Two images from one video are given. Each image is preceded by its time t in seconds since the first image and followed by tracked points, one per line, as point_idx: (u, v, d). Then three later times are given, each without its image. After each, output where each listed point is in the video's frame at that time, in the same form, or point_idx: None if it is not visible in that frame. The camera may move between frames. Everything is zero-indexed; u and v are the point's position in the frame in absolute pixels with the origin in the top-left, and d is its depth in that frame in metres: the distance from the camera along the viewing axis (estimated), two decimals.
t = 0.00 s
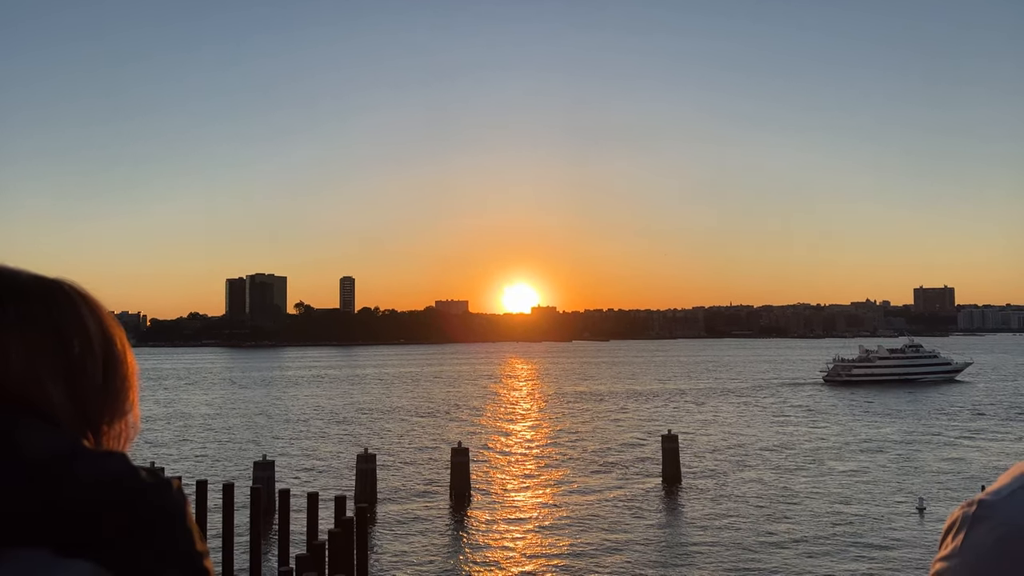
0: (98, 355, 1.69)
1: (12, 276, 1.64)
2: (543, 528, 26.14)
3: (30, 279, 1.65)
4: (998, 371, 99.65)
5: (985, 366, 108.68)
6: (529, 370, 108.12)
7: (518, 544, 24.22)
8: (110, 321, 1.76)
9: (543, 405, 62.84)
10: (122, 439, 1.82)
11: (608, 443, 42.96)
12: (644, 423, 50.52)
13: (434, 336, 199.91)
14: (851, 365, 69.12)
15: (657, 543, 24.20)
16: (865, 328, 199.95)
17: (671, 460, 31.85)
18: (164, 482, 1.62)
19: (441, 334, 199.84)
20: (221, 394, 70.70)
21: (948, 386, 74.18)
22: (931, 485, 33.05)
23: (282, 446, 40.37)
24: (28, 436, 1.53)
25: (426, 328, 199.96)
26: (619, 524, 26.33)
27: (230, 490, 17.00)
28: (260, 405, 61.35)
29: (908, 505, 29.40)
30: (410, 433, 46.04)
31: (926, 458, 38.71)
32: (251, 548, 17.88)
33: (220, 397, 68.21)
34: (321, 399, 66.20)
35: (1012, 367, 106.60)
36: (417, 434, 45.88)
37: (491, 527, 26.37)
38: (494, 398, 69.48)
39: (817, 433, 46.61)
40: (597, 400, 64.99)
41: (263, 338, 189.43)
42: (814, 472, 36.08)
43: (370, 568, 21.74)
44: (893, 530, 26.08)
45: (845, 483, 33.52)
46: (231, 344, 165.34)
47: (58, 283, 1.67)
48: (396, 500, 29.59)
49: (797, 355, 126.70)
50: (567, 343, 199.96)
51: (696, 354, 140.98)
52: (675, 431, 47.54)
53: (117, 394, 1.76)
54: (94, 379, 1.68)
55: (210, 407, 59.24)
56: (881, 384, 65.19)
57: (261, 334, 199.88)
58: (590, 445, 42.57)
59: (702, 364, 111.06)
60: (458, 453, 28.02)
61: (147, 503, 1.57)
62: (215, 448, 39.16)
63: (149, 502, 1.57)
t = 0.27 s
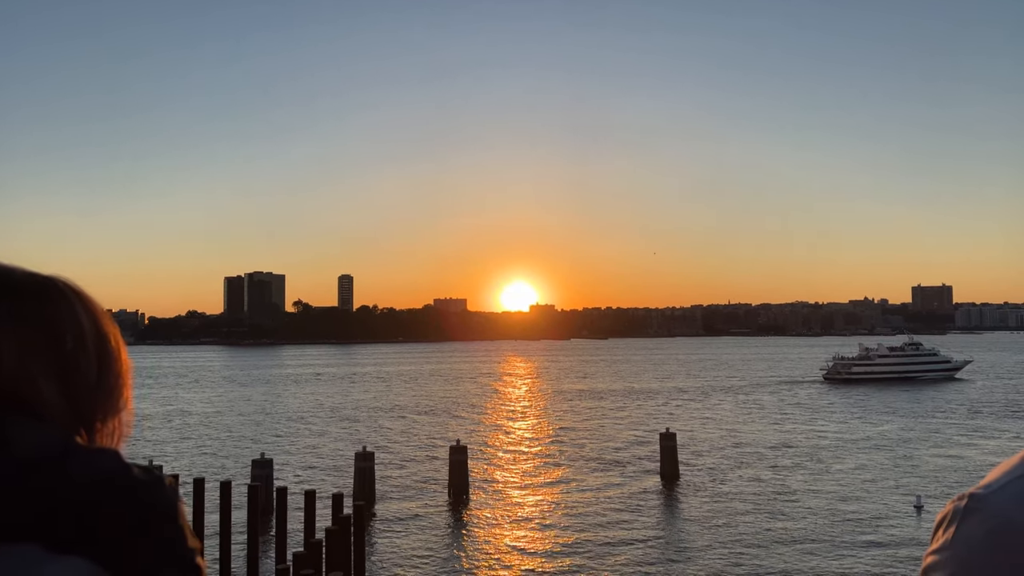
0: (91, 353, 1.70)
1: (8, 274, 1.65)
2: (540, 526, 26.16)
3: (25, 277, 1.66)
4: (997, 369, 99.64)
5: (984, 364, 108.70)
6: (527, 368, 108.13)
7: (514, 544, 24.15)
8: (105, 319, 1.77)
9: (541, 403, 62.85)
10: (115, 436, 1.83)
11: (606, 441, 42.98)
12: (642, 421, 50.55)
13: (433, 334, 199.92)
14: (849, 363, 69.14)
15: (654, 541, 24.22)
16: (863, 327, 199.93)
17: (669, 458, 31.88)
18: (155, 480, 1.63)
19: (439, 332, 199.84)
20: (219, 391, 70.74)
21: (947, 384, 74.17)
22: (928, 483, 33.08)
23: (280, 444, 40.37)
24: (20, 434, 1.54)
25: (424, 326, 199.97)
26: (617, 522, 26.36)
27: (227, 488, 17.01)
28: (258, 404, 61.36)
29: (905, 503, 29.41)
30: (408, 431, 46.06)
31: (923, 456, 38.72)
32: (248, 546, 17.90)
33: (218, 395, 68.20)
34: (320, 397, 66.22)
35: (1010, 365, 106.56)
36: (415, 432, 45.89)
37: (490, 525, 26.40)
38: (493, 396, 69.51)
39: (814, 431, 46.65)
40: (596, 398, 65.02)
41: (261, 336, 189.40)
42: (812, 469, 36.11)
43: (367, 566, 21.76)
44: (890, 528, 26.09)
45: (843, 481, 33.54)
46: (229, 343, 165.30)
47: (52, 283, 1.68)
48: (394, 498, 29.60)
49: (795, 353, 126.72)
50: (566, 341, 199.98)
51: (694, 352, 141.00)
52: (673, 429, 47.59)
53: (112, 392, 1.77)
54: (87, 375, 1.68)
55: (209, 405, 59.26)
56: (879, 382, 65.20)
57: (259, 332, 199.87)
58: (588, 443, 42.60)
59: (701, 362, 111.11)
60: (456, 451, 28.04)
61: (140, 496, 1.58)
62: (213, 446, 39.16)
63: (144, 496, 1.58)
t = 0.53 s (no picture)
0: (78, 348, 1.68)
1: None
2: (539, 524, 26.16)
3: (13, 276, 1.65)
4: (995, 367, 99.62)
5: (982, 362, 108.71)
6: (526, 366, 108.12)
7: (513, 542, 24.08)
8: (91, 316, 1.76)
9: (540, 401, 62.84)
10: (102, 435, 1.81)
11: (605, 439, 42.98)
12: (641, 419, 50.56)
13: (431, 332, 199.95)
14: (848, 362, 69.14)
15: (652, 540, 24.21)
16: (862, 325, 199.96)
17: (668, 457, 31.88)
18: (140, 478, 1.61)
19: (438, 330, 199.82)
20: (218, 390, 70.72)
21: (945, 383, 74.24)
22: (927, 481, 33.06)
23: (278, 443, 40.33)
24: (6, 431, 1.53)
25: (423, 324, 199.97)
26: (616, 520, 26.33)
27: (224, 486, 16.96)
28: (256, 402, 61.32)
29: (903, 501, 29.39)
30: (407, 429, 46.05)
31: (922, 455, 38.71)
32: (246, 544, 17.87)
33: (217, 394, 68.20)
34: (319, 395, 66.22)
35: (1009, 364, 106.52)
36: (414, 430, 45.89)
37: (489, 523, 26.40)
38: (491, 394, 69.52)
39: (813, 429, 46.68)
40: (594, 396, 65.02)
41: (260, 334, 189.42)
42: (810, 468, 36.12)
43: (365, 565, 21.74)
44: (888, 526, 26.07)
45: (841, 479, 33.54)
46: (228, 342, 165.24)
47: (39, 279, 1.67)
48: (393, 497, 29.59)
49: (794, 352, 126.69)
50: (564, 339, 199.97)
51: (693, 351, 140.93)
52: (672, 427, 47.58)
53: (99, 390, 1.76)
54: (73, 371, 1.66)
55: (207, 404, 59.26)
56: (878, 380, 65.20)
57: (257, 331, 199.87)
58: (586, 441, 42.60)
59: (699, 360, 111.11)
60: (455, 450, 28.02)
61: (128, 498, 1.56)
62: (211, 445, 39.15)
63: (128, 498, 1.56)
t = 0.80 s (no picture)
0: (64, 344, 1.72)
1: None
2: (538, 522, 26.11)
3: None
4: (995, 365, 99.59)
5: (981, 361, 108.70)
6: (525, 364, 108.15)
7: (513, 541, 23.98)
8: (77, 314, 1.78)
9: (539, 399, 62.84)
10: (86, 431, 1.83)
11: (603, 437, 42.98)
12: (640, 417, 50.57)
13: (431, 330, 199.96)
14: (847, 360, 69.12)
15: (650, 538, 24.21)
16: (861, 323, 199.92)
17: (667, 455, 31.88)
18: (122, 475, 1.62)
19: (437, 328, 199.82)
20: (217, 389, 70.75)
21: (944, 381, 74.24)
22: (925, 479, 33.05)
23: (277, 440, 40.32)
24: None
25: (422, 322, 199.99)
26: (615, 518, 26.31)
27: (221, 485, 16.90)
28: (255, 400, 61.30)
29: (901, 500, 29.41)
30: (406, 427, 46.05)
31: (921, 453, 38.71)
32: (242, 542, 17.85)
33: (217, 392, 68.20)
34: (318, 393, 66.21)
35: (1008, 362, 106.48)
36: (412, 428, 45.86)
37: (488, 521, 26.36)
38: (491, 392, 69.55)
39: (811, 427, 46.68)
40: (594, 394, 65.06)
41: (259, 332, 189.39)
42: (809, 466, 36.10)
43: (364, 564, 21.71)
44: (885, 524, 26.08)
45: (840, 477, 33.55)
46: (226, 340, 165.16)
47: (26, 274, 1.69)
48: (392, 495, 29.55)
49: (793, 350, 126.70)
50: (563, 337, 199.97)
51: (692, 349, 140.96)
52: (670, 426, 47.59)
53: (83, 388, 1.77)
54: (55, 366, 1.69)
55: (206, 402, 59.26)
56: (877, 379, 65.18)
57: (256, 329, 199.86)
58: (585, 439, 42.60)
59: (699, 359, 111.14)
60: (454, 448, 27.99)
61: (110, 494, 1.54)
62: (210, 443, 39.14)
63: (110, 494, 1.54)
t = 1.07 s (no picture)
0: (42, 341, 1.66)
1: None
2: (537, 521, 26.04)
3: None
4: (993, 364, 99.63)
5: (979, 360, 108.83)
6: (523, 363, 108.14)
7: (512, 540, 23.85)
8: (63, 315, 1.74)
9: (537, 397, 62.84)
10: (73, 433, 1.79)
11: (602, 436, 42.96)
12: (638, 416, 50.57)
13: (429, 328, 199.95)
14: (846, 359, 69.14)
15: (650, 536, 24.17)
16: (858, 322, 199.96)
17: (665, 453, 31.85)
18: (106, 480, 1.59)
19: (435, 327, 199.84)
20: (215, 387, 70.69)
21: (942, 379, 74.21)
22: (924, 477, 33.02)
23: (275, 438, 40.30)
24: None
25: (420, 320, 199.97)
26: (613, 517, 26.25)
27: (217, 485, 16.85)
28: (253, 399, 61.27)
29: (899, 497, 29.41)
30: (404, 425, 46.02)
31: (918, 452, 38.68)
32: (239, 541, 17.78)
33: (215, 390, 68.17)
34: (316, 392, 66.16)
35: (1007, 361, 106.50)
36: (410, 426, 45.84)
37: (486, 519, 26.32)
38: (489, 391, 69.53)
39: (810, 425, 46.64)
40: (592, 392, 65.02)
41: (257, 330, 189.34)
42: (808, 464, 36.08)
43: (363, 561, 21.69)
44: (883, 522, 26.08)
45: (839, 475, 33.52)
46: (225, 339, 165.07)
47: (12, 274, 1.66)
48: (390, 493, 29.50)
49: (791, 349, 126.71)
50: (562, 336, 200.04)
51: (690, 348, 140.92)
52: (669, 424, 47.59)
53: (68, 391, 1.73)
54: (37, 366, 1.65)
55: (204, 400, 59.16)
56: (875, 377, 65.17)
57: (254, 327, 199.86)
58: (583, 438, 42.57)
59: (697, 357, 111.11)
60: (452, 446, 27.95)
61: (96, 500, 1.55)
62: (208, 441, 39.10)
63: (97, 501, 1.55)
